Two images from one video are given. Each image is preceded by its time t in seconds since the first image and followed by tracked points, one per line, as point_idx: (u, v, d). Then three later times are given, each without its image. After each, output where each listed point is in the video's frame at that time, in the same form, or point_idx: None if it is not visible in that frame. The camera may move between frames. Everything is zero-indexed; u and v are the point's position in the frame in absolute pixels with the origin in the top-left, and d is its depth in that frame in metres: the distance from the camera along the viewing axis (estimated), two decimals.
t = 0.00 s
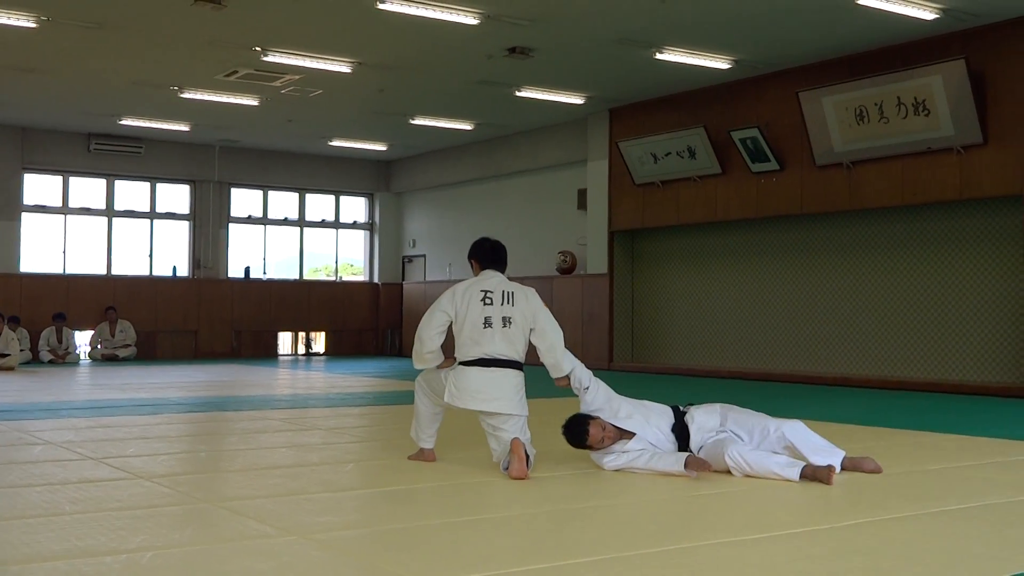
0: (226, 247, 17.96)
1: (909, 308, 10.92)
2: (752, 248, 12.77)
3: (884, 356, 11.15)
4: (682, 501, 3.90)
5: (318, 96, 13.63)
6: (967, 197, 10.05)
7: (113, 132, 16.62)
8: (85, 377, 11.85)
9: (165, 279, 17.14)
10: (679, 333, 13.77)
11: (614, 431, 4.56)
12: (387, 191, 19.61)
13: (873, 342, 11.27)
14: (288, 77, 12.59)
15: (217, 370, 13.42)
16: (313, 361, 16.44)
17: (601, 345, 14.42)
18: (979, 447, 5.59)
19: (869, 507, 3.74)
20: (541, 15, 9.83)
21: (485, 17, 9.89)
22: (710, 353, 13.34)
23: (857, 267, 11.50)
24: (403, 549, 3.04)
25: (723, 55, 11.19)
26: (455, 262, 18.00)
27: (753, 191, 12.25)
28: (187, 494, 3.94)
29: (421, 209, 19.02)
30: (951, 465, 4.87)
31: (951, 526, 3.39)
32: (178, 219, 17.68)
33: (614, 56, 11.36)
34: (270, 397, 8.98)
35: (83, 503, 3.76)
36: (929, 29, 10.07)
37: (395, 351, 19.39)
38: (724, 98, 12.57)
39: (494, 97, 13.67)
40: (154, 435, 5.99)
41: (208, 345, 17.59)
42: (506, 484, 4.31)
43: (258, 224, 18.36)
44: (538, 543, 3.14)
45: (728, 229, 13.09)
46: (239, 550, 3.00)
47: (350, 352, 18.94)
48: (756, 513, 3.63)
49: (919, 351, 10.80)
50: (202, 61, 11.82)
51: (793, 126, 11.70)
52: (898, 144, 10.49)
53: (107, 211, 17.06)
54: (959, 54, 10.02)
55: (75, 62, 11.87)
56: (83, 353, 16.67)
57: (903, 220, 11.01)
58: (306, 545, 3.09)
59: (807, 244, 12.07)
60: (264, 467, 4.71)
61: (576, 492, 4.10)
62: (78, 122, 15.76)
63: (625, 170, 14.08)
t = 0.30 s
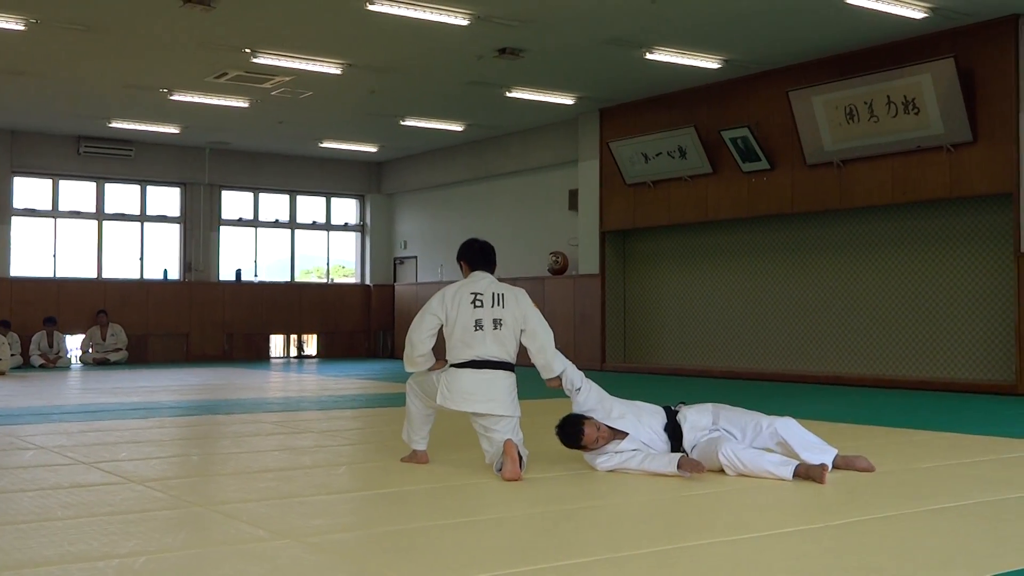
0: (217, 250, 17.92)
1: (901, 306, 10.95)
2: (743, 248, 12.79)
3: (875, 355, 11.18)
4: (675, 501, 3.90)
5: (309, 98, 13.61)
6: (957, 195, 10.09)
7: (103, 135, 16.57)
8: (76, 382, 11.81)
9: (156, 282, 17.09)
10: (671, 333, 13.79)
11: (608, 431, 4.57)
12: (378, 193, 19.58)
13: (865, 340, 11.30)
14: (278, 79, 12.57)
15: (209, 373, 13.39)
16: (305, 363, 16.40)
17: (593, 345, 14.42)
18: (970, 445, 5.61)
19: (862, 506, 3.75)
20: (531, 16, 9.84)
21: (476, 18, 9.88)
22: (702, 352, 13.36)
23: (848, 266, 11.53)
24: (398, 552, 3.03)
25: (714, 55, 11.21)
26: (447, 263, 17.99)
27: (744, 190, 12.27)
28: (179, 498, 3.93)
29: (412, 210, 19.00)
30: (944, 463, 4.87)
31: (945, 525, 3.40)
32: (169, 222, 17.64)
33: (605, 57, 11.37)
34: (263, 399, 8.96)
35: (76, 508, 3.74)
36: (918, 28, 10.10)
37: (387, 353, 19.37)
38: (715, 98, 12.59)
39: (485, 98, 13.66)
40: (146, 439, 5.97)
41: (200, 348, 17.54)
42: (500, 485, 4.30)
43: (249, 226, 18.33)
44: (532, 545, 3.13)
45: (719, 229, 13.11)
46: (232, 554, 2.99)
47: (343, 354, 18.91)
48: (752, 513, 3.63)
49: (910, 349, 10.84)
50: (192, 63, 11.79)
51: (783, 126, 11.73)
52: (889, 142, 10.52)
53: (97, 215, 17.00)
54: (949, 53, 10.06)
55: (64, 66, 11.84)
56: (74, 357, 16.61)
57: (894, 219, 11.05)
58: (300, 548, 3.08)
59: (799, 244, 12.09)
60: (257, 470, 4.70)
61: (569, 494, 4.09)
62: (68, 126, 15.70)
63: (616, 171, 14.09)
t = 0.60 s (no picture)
0: (210, 251, 17.89)
1: (892, 306, 10.99)
2: (736, 249, 12.81)
3: (867, 355, 11.22)
4: (668, 501, 3.91)
5: (302, 99, 13.59)
6: (949, 196, 10.12)
7: (95, 136, 16.52)
8: (69, 383, 11.77)
9: (148, 283, 17.06)
10: (664, 333, 13.80)
11: (602, 431, 4.59)
12: (371, 194, 19.56)
13: (857, 340, 11.33)
14: (271, 80, 12.56)
15: (202, 374, 13.37)
16: (298, 364, 16.39)
17: (586, 346, 14.42)
18: (962, 445, 5.63)
19: (854, 505, 3.76)
20: (524, 17, 9.84)
21: (469, 19, 9.89)
22: (694, 353, 13.38)
23: (839, 266, 11.56)
24: (391, 552, 3.03)
25: (706, 55, 11.23)
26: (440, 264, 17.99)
27: (736, 191, 12.29)
28: (172, 500, 3.92)
29: (405, 211, 18.98)
30: (936, 463, 4.89)
31: (937, 525, 3.41)
32: (161, 223, 17.59)
33: (598, 58, 11.39)
34: (256, 400, 8.94)
35: (68, 509, 3.73)
36: (910, 29, 10.13)
37: (380, 353, 19.35)
38: (707, 99, 12.62)
39: (478, 99, 13.66)
40: (139, 440, 5.96)
41: (193, 349, 17.52)
42: (493, 486, 4.30)
43: (242, 227, 18.29)
44: (527, 545, 3.13)
45: (712, 230, 13.14)
46: (226, 555, 2.99)
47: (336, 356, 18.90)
48: (746, 513, 3.63)
49: (902, 349, 10.88)
50: (184, 64, 11.77)
51: (776, 127, 11.76)
52: (880, 143, 10.55)
53: (89, 216, 16.96)
54: (941, 54, 10.10)
55: (56, 66, 11.80)
56: (67, 358, 16.57)
57: (886, 219, 11.09)
58: (293, 549, 3.08)
59: (791, 244, 12.12)
60: (250, 471, 4.69)
61: (563, 494, 4.10)
62: (60, 127, 15.65)
63: (609, 172, 14.10)
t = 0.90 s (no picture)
0: (206, 252, 17.87)
1: (889, 308, 11.01)
2: (733, 250, 12.82)
3: (863, 356, 11.23)
4: (665, 501, 3.91)
5: (298, 99, 13.58)
6: (945, 197, 10.14)
7: (91, 137, 16.50)
8: (65, 383, 11.75)
9: (144, 284, 17.04)
10: (660, 334, 13.81)
11: (595, 431, 4.52)
12: (368, 195, 19.53)
13: (854, 342, 11.34)
14: (267, 81, 12.54)
15: (198, 375, 13.34)
16: (295, 366, 16.37)
17: (583, 347, 14.41)
18: (958, 446, 5.64)
19: (851, 506, 3.77)
20: (521, 18, 9.85)
21: (465, 20, 9.89)
22: (691, 355, 13.38)
23: (836, 267, 11.58)
24: (387, 553, 3.03)
25: (702, 57, 11.24)
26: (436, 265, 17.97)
27: (733, 192, 12.30)
28: (168, 501, 3.91)
29: (402, 212, 18.96)
30: (933, 464, 4.89)
31: (934, 525, 3.41)
32: (157, 224, 17.57)
33: (595, 59, 11.39)
34: (252, 401, 8.94)
35: (64, 510, 3.72)
36: (906, 31, 10.15)
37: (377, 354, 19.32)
38: (704, 100, 12.62)
39: (475, 100, 13.66)
40: (135, 441, 5.95)
41: (189, 349, 17.51)
42: (489, 486, 4.30)
43: (238, 228, 18.27)
44: (523, 546, 3.13)
45: (708, 231, 13.15)
46: (222, 556, 2.98)
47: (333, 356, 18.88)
48: (743, 514, 3.63)
49: (898, 350, 10.89)
50: (180, 65, 11.76)
51: (772, 128, 11.77)
52: (877, 144, 10.56)
53: (85, 216, 16.93)
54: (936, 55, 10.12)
55: (52, 67, 11.78)
56: (62, 359, 16.53)
57: (882, 221, 11.11)
58: (289, 549, 3.07)
59: (788, 245, 12.13)
60: (246, 472, 4.68)
61: (559, 494, 4.10)
62: (55, 127, 15.61)
63: (605, 173, 14.11)
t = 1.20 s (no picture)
0: (205, 253, 17.87)
1: (888, 307, 11.01)
2: (731, 250, 12.82)
3: (862, 356, 11.24)
4: (666, 501, 3.91)
5: (296, 100, 13.58)
6: (943, 196, 10.14)
7: (90, 139, 16.49)
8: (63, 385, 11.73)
9: (143, 285, 17.03)
10: (660, 334, 13.81)
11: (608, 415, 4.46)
12: (366, 196, 19.54)
13: (853, 341, 11.34)
14: (266, 82, 12.54)
15: (198, 376, 13.33)
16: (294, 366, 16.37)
17: (582, 347, 14.40)
18: (958, 445, 5.65)
19: (851, 505, 3.77)
20: (519, 19, 9.85)
21: (463, 21, 9.89)
22: (690, 355, 13.38)
23: (835, 267, 11.58)
24: (386, 554, 3.03)
25: (700, 56, 11.25)
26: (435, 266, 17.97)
27: (731, 192, 12.30)
28: (167, 502, 3.91)
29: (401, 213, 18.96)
30: (932, 463, 4.90)
31: (932, 524, 3.41)
32: (156, 226, 17.57)
33: (593, 59, 11.40)
34: (250, 402, 8.95)
35: (63, 512, 3.72)
36: (904, 30, 10.16)
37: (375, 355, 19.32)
38: (702, 100, 12.64)
39: (473, 100, 13.67)
40: (134, 442, 5.95)
41: (188, 351, 17.49)
42: (488, 486, 4.31)
43: (237, 229, 18.27)
44: (524, 546, 3.13)
45: (707, 231, 13.15)
46: (222, 557, 2.99)
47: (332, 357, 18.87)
48: (742, 514, 3.63)
49: (898, 350, 10.89)
50: (179, 66, 11.76)
51: (770, 127, 11.77)
52: (875, 144, 10.57)
53: (84, 218, 16.92)
54: (935, 55, 10.12)
55: (50, 68, 11.78)
56: (61, 360, 16.51)
57: (881, 220, 11.11)
58: (288, 551, 3.08)
59: (787, 245, 12.13)
60: (245, 473, 4.69)
61: (560, 495, 4.10)
62: (54, 129, 15.60)
63: (604, 173, 14.12)
